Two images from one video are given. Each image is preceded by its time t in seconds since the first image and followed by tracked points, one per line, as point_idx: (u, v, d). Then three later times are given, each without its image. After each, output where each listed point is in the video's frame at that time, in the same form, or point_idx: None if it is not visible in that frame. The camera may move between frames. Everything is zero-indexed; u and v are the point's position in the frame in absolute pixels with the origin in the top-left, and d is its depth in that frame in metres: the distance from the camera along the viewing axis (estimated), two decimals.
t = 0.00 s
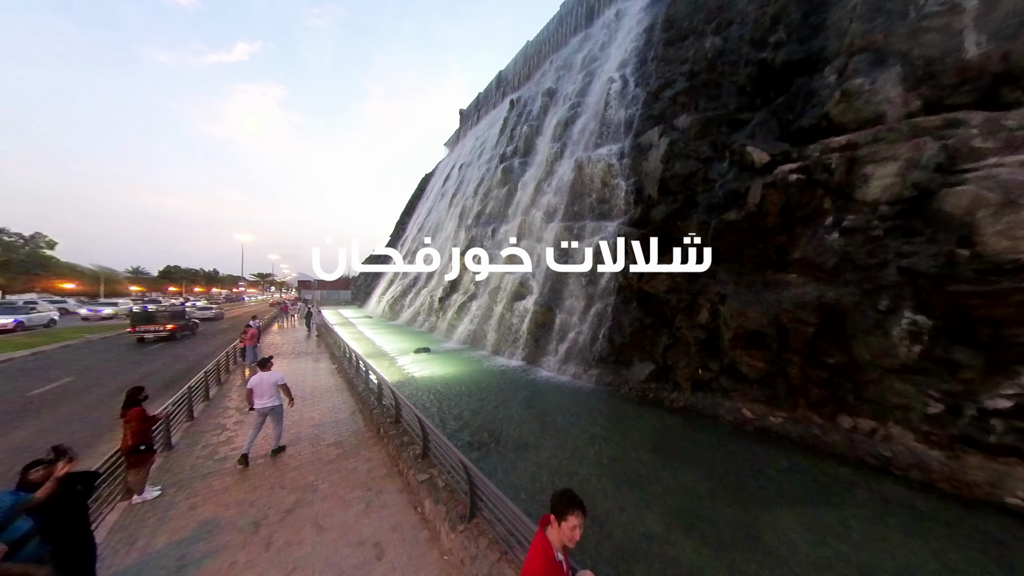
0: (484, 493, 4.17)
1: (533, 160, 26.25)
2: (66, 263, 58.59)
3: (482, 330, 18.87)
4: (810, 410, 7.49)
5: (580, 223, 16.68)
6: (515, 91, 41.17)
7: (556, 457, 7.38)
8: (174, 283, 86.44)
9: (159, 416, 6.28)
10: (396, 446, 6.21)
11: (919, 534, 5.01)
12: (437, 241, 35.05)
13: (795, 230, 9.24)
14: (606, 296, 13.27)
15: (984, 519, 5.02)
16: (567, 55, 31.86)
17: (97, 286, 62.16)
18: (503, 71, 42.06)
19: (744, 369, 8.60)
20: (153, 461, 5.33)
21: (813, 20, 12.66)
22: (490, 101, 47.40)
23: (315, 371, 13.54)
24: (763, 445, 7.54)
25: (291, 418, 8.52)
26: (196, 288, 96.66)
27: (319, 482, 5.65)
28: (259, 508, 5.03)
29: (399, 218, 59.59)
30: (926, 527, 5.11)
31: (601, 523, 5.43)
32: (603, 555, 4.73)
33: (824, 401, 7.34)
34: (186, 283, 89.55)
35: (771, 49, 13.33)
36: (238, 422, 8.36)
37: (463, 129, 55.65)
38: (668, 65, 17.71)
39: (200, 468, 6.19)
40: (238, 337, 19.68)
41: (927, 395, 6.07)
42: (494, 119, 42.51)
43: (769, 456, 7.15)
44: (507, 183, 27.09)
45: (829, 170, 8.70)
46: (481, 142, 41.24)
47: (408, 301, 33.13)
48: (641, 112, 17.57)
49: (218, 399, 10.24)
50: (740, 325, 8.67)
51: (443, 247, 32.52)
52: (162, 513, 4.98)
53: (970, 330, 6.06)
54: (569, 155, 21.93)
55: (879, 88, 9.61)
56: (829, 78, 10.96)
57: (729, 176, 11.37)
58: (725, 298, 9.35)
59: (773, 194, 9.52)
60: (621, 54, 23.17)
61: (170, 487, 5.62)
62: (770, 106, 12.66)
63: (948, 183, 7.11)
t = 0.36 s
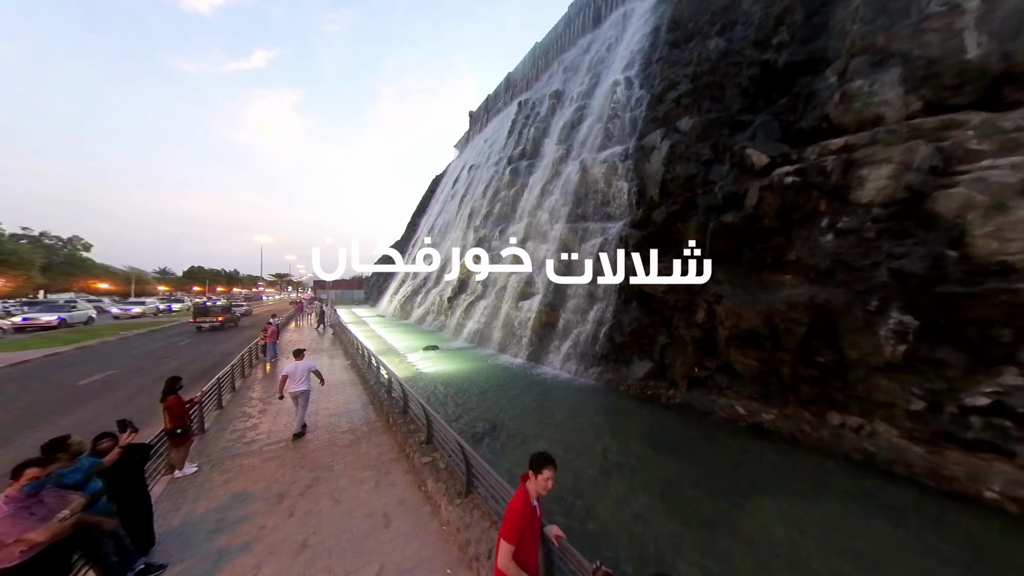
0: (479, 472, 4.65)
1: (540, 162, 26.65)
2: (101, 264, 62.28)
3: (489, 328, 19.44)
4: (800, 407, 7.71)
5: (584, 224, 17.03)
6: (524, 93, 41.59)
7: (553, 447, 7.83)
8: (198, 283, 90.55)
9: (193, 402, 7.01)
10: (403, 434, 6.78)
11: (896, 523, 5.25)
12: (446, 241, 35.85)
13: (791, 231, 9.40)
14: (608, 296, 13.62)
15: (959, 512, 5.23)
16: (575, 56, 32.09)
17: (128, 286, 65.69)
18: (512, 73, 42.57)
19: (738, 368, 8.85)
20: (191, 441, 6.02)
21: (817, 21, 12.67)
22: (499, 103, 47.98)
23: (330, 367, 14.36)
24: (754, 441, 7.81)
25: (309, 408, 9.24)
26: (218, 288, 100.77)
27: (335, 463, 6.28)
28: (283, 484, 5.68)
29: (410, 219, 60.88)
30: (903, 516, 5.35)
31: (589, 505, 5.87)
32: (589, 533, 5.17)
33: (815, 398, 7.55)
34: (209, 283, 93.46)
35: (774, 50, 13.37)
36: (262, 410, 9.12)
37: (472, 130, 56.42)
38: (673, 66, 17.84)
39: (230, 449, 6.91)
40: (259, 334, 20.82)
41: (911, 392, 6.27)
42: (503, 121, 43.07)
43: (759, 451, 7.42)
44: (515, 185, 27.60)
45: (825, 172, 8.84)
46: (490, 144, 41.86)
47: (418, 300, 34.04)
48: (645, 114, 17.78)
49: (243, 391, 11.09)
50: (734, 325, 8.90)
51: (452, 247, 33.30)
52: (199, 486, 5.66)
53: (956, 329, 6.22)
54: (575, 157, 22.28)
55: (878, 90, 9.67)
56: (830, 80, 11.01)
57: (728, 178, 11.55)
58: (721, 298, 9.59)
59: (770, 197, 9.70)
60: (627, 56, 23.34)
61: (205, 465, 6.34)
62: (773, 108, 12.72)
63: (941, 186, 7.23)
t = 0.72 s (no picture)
0: (476, 453, 5.16)
1: (547, 163, 27.05)
2: (132, 266, 65.96)
3: (495, 327, 19.99)
4: (792, 402, 7.95)
5: (588, 225, 17.37)
6: (532, 94, 41.97)
7: (550, 437, 8.33)
8: (220, 283, 94.37)
9: (223, 390, 7.76)
10: (410, 421, 7.36)
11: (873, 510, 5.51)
12: (456, 242, 36.63)
13: (788, 231, 9.55)
14: (609, 294, 13.94)
15: (934, 501, 5.47)
16: (582, 57, 32.30)
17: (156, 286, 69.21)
18: (520, 75, 43.08)
19: (733, 364, 9.09)
20: (224, 423, 6.71)
21: (820, 20, 12.69)
22: (508, 104, 48.51)
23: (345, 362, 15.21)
24: (745, 434, 8.09)
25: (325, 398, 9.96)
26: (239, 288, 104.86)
27: (348, 445, 6.91)
28: (303, 461, 6.35)
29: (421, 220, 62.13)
30: (881, 505, 5.61)
31: (580, 489, 6.32)
32: (577, 512, 5.63)
33: (806, 394, 7.76)
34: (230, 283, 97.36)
35: (777, 50, 13.42)
36: (283, 400, 9.89)
37: (482, 132, 57.16)
38: (677, 67, 17.99)
39: (255, 432, 7.62)
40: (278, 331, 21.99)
41: (895, 387, 6.49)
42: (511, 123, 43.56)
43: (748, 442, 7.72)
44: (522, 186, 28.10)
45: (820, 173, 9.00)
46: (498, 145, 42.45)
47: (429, 299, 34.91)
48: (649, 115, 17.98)
49: (266, 383, 11.95)
50: (729, 322, 9.13)
51: (461, 248, 34.03)
52: (231, 462, 6.37)
53: (942, 326, 6.38)
54: (580, 159, 22.61)
55: (877, 90, 9.75)
56: (831, 79, 11.07)
57: (729, 179, 11.72)
58: (717, 296, 9.81)
59: (767, 197, 9.90)
60: (633, 57, 23.51)
61: (235, 445, 7.07)
62: (775, 108, 12.79)
63: (933, 186, 7.35)
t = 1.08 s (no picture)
0: (476, 439, 5.66)
1: (553, 165, 27.41)
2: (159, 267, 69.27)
3: (502, 326, 20.49)
4: (785, 399, 8.18)
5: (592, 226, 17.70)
6: (540, 96, 42.33)
7: (549, 429, 8.80)
8: (239, 283, 97.83)
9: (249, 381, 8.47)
10: (419, 412, 7.91)
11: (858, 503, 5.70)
12: (465, 243, 37.33)
13: (785, 233, 9.73)
14: (612, 294, 14.27)
15: (914, 492, 5.71)
16: (589, 58, 32.49)
17: (181, 286, 72.48)
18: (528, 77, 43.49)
19: (729, 362, 9.34)
20: (249, 411, 7.40)
21: (824, 21, 12.72)
22: (516, 106, 48.96)
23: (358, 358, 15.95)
24: (738, 429, 8.36)
25: (340, 392, 10.64)
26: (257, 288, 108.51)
27: (361, 434, 7.51)
28: (322, 446, 6.97)
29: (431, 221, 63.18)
30: (864, 495, 5.84)
31: (574, 475, 6.78)
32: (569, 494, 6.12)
33: (798, 391, 7.99)
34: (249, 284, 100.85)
35: (780, 52, 13.49)
36: (302, 392, 10.64)
37: (491, 133, 57.77)
38: (682, 69, 18.13)
39: (277, 421, 8.31)
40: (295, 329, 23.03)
41: (882, 385, 6.70)
42: (519, 124, 44.00)
43: (741, 437, 8.00)
44: (529, 188, 28.53)
45: (817, 176, 9.16)
46: (507, 147, 42.96)
47: (438, 299, 35.69)
48: (653, 117, 18.19)
49: (285, 377, 12.74)
50: (725, 322, 9.39)
51: (470, 249, 34.69)
52: (258, 445, 7.07)
53: (929, 326, 6.56)
54: (585, 160, 22.91)
55: (876, 92, 9.82)
56: (832, 81, 11.14)
57: (729, 181, 11.91)
58: (715, 296, 10.05)
59: (764, 199, 10.09)
60: (639, 58, 23.66)
61: (260, 431, 7.76)
62: (777, 109, 12.87)
63: (926, 188, 7.48)
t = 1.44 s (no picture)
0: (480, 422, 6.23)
1: (561, 166, 27.79)
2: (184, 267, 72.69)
3: (509, 324, 21.02)
4: (780, 394, 8.44)
5: (597, 226, 18.05)
6: (549, 97, 42.68)
7: (550, 419, 9.33)
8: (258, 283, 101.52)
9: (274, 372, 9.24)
10: (428, 401, 8.52)
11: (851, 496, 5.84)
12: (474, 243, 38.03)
13: (785, 232, 9.92)
14: (615, 293, 14.62)
15: (895, 481, 6.00)
16: (597, 59, 32.71)
17: (204, 286, 75.77)
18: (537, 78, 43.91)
19: (727, 359, 9.62)
20: (276, 398, 8.14)
21: (828, 21, 12.78)
22: (525, 107, 49.44)
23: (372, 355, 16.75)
24: (733, 422, 8.66)
25: (356, 385, 11.36)
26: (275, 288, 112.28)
27: (376, 420, 8.16)
28: (341, 431, 7.64)
29: (442, 222, 64.30)
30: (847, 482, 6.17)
31: (572, 460, 7.28)
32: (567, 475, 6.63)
33: (793, 386, 8.24)
34: (268, 284, 104.44)
35: (784, 53, 13.58)
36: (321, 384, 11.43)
37: (500, 134, 58.41)
38: (687, 70, 18.29)
39: (300, 409, 9.05)
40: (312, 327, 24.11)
41: (871, 379, 6.96)
42: (528, 125, 44.46)
43: (733, 429, 8.34)
44: (537, 189, 28.99)
45: (815, 176, 9.35)
46: (516, 148, 43.51)
47: (448, 298, 36.51)
48: (658, 118, 18.40)
49: (304, 370, 13.59)
50: (723, 319, 9.66)
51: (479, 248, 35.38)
52: (284, 428, 7.80)
53: (919, 323, 6.76)
54: (592, 161, 23.24)
55: (877, 93, 9.93)
56: (834, 81, 11.24)
57: (731, 181, 12.12)
58: (714, 294, 10.34)
59: (764, 200, 10.30)
60: (645, 59, 23.82)
61: (284, 417, 8.49)
62: (780, 110, 12.98)
63: (921, 188, 7.63)
